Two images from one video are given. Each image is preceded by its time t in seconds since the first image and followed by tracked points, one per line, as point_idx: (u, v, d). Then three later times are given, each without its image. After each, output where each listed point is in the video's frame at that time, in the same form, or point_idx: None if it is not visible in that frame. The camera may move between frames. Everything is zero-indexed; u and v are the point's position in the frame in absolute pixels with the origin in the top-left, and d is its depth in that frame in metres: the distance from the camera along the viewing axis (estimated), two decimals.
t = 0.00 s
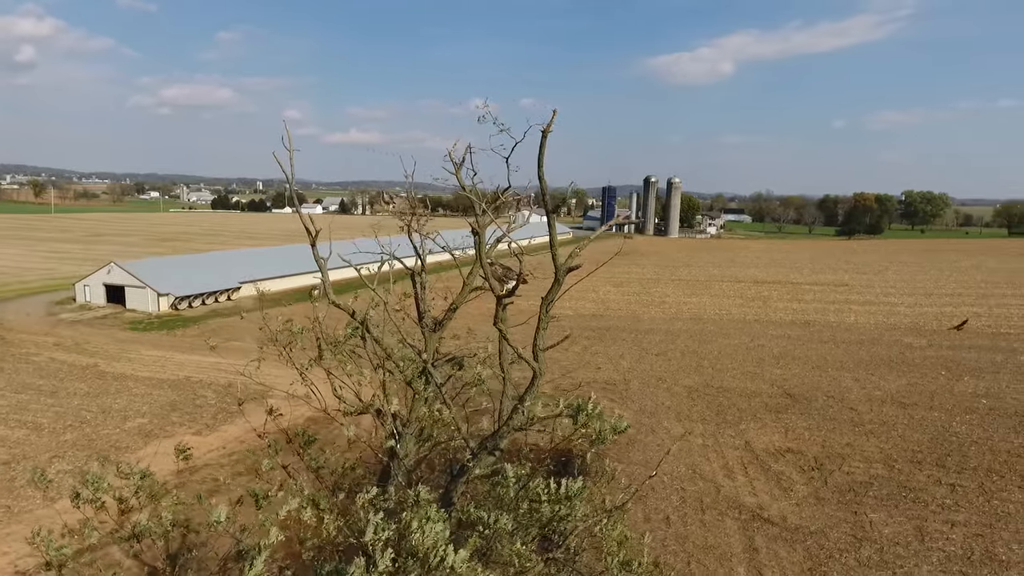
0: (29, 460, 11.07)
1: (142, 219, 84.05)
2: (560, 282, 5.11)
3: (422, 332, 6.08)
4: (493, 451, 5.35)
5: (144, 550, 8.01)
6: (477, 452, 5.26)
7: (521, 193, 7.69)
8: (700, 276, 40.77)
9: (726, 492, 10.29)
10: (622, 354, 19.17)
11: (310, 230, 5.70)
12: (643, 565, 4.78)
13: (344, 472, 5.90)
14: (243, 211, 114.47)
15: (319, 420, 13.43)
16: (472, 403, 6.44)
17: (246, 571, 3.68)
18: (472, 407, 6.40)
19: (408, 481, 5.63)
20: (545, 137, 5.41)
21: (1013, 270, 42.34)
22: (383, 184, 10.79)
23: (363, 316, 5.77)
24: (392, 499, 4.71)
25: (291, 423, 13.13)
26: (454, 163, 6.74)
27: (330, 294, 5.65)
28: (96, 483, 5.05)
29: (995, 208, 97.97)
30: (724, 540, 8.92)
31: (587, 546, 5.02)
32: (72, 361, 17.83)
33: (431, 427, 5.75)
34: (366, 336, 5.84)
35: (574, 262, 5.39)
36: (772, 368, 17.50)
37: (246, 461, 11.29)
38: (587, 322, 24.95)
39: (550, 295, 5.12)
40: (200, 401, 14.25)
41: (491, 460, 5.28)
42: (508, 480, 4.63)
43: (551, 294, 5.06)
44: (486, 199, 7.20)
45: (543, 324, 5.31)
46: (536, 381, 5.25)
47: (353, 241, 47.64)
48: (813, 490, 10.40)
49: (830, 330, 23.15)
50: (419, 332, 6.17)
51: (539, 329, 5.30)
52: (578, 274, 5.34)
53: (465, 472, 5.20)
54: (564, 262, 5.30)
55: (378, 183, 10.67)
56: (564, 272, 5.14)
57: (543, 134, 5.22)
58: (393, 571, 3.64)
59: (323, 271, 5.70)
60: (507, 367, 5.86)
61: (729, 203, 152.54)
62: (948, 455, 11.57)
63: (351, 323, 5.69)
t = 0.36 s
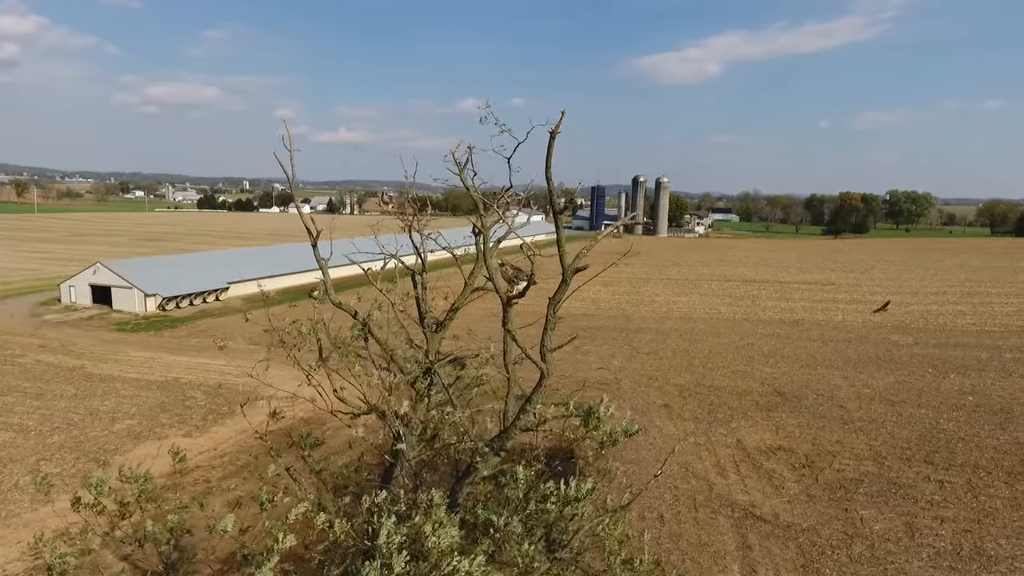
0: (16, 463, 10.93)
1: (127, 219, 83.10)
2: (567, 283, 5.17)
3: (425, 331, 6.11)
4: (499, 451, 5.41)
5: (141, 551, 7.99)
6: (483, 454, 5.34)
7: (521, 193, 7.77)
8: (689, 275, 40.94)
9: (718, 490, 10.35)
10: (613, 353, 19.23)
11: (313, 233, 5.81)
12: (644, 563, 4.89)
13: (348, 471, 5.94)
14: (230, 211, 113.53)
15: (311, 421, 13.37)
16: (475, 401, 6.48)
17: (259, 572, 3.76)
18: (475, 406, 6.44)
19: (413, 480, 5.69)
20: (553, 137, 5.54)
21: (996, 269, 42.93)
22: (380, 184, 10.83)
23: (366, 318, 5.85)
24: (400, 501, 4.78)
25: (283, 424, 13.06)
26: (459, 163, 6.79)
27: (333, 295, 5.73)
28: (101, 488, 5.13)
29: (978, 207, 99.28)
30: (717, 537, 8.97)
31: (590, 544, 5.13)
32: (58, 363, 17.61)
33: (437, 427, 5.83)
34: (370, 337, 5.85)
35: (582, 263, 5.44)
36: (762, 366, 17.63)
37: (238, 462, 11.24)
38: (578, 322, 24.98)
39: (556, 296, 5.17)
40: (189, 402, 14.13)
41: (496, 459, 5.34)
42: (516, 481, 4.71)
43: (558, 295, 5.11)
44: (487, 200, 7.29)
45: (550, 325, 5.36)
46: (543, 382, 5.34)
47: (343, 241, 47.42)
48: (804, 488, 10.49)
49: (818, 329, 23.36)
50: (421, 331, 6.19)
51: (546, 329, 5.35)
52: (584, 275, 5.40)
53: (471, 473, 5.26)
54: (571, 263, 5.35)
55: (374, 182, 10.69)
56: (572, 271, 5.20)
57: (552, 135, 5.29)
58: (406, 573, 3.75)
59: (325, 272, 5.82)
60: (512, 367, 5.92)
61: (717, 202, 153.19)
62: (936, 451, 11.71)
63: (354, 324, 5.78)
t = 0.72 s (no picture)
0: (14, 464, 10.89)
1: (123, 219, 82.80)
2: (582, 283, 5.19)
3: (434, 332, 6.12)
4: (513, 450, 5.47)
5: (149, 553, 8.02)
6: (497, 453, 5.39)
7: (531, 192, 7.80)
8: (686, 274, 41.02)
9: (719, 489, 10.38)
10: (611, 353, 19.27)
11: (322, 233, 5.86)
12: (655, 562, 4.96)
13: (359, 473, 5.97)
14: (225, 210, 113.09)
15: (310, 420, 13.37)
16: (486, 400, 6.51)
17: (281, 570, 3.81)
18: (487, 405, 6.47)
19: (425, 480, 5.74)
20: (570, 137, 5.62)
21: (990, 268, 43.12)
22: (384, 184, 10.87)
23: (377, 318, 5.89)
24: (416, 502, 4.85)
25: (283, 423, 13.07)
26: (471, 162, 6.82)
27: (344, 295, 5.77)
28: (114, 489, 5.14)
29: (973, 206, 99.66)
30: (718, 536, 9.00)
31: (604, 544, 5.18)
32: (55, 363, 17.52)
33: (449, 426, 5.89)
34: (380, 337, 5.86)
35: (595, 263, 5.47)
36: (760, 365, 17.68)
37: (239, 462, 11.24)
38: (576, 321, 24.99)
39: (571, 296, 5.19)
40: (189, 402, 14.11)
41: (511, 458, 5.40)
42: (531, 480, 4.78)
43: (573, 295, 5.13)
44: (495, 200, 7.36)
45: (565, 325, 5.39)
46: (558, 382, 5.39)
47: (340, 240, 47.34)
48: (804, 486, 10.52)
49: (815, 328, 23.44)
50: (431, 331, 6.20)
51: (561, 329, 5.39)
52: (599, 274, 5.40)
53: (486, 472, 5.32)
54: (585, 262, 5.38)
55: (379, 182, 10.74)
56: (588, 271, 5.24)
57: (568, 135, 5.37)
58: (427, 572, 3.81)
59: (335, 272, 5.86)
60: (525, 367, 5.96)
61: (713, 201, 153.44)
62: (935, 450, 11.76)
63: (364, 323, 5.82)
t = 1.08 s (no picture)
0: (16, 464, 10.88)
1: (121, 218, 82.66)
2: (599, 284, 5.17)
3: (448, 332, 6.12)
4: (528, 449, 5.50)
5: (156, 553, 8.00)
6: (513, 452, 5.40)
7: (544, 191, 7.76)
8: (686, 274, 40.99)
9: (721, 488, 10.40)
10: (612, 352, 19.25)
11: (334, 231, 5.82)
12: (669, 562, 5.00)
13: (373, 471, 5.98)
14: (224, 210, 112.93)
15: (311, 420, 13.35)
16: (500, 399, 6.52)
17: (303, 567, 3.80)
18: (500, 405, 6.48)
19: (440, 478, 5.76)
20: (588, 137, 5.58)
21: (989, 267, 43.15)
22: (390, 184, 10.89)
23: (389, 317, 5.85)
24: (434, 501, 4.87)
25: (285, 423, 13.07)
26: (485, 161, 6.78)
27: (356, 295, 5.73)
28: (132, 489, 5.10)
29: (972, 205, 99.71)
30: (722, 536, 9.01)
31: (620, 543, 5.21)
32: (55, 363, 17.49)
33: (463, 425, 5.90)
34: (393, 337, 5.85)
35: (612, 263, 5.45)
36: (761, 365, 17.68)
37: (241, 462, 11.23)
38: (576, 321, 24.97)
39: (588, 297, 5.17)
40: (190, 402, 14.10)
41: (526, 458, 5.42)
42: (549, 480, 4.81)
43: (591, 295, 5.13)
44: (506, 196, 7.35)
45: (582, 325, 5.38)
46: (575, 382, 5.39)
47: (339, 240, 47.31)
48: (807, 486, 10.54)
49: (815, 327, 23.41)
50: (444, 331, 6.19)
51: (578, 329, 5.38)
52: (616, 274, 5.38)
53: (502, 471, 5.34)
54: (603, 263, 5.36)
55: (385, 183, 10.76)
56: (605, 272, 5.22)
57: (586, 135, 5.33)
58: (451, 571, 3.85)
59: (346, 271, 5.79)
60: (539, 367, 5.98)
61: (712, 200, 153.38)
62: (937, 449, 11.78)
63: (377, 324, 5.80)
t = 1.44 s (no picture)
0: (16, 464, 10.85)
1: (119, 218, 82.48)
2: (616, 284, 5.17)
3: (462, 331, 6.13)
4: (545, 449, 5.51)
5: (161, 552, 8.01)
6: (529, 452, 5.41)
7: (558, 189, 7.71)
8: (685, 273, 40.98)
9: (724, 488, 10.42)
10: (613, 352, 19.23)
11: (346, 230, 5.81)
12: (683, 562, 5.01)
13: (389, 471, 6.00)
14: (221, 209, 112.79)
15: (313, 420, 13.36)
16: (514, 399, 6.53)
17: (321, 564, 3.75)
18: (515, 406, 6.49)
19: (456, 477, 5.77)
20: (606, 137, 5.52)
21: (987, 266, 43.29)
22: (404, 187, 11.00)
23: (400, 316, 5.84)
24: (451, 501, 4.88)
25: (287, 424, 13.06)
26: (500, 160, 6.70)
27: (367, 294, 5.73)
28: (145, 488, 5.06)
29: (970, 205, 99.83)
30: (724, 535, 9.02)
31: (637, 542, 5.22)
32: (54, 363, 17.43)
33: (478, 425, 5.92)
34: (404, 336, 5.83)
35: (630, 263, 5.41)
36: (761, 364, 17.69)
37: (243, 461, 11.22)
38: (576, 320, 24.97)
39: (605, 296, 5.15)
40: (192, 401, 14.09)
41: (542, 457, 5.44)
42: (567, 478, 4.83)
43: (608, 295, 5.10)
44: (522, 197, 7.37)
45: (600, 325, 5.36)
46: (592, 381, 5.42)
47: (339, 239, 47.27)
48: (809, 485, 10.55)
49: (815, 327, 23.42)
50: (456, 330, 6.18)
51: (596, 329, 5.36)
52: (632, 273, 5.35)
53: (519, 471, 5.35)
54: (621, 263, 5.33)
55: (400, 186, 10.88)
56: (622, 272, 5.23)
57: (606, 134, 5.25)
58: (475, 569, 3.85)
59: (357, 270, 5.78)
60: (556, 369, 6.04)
61: (711, 200, 153.18)
62: (938, 449, 11.79)
63: (389, 323, 5.78)
